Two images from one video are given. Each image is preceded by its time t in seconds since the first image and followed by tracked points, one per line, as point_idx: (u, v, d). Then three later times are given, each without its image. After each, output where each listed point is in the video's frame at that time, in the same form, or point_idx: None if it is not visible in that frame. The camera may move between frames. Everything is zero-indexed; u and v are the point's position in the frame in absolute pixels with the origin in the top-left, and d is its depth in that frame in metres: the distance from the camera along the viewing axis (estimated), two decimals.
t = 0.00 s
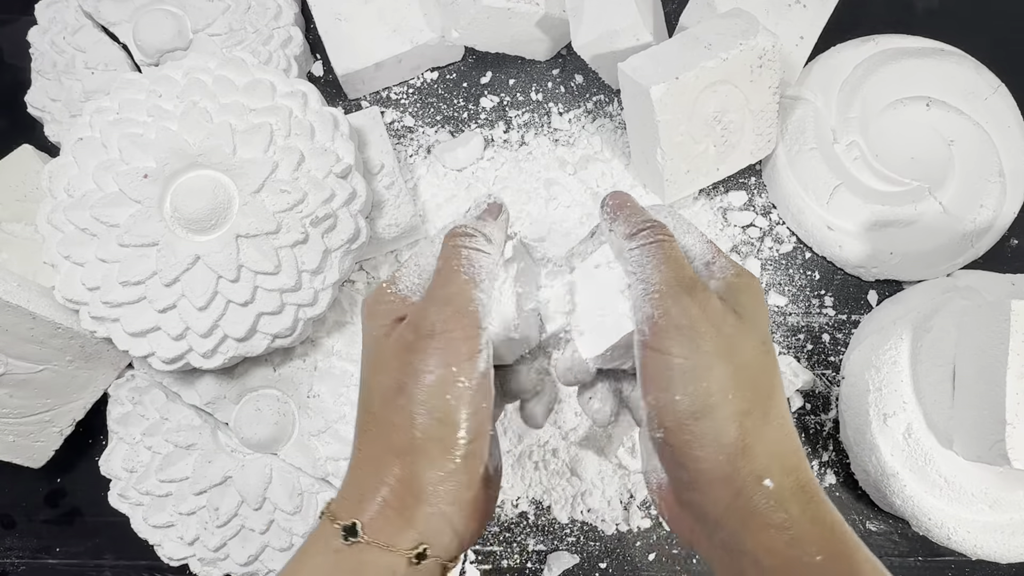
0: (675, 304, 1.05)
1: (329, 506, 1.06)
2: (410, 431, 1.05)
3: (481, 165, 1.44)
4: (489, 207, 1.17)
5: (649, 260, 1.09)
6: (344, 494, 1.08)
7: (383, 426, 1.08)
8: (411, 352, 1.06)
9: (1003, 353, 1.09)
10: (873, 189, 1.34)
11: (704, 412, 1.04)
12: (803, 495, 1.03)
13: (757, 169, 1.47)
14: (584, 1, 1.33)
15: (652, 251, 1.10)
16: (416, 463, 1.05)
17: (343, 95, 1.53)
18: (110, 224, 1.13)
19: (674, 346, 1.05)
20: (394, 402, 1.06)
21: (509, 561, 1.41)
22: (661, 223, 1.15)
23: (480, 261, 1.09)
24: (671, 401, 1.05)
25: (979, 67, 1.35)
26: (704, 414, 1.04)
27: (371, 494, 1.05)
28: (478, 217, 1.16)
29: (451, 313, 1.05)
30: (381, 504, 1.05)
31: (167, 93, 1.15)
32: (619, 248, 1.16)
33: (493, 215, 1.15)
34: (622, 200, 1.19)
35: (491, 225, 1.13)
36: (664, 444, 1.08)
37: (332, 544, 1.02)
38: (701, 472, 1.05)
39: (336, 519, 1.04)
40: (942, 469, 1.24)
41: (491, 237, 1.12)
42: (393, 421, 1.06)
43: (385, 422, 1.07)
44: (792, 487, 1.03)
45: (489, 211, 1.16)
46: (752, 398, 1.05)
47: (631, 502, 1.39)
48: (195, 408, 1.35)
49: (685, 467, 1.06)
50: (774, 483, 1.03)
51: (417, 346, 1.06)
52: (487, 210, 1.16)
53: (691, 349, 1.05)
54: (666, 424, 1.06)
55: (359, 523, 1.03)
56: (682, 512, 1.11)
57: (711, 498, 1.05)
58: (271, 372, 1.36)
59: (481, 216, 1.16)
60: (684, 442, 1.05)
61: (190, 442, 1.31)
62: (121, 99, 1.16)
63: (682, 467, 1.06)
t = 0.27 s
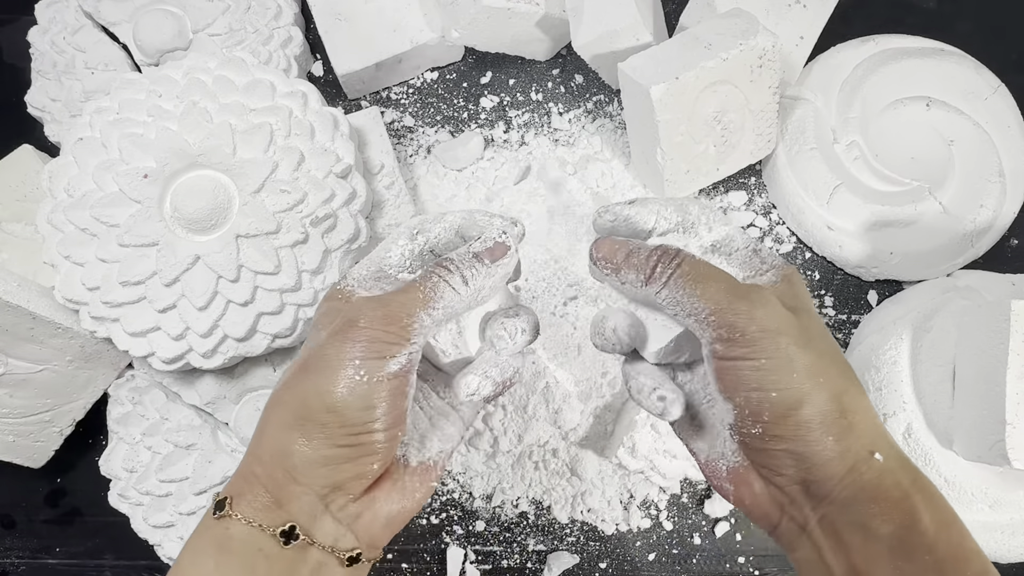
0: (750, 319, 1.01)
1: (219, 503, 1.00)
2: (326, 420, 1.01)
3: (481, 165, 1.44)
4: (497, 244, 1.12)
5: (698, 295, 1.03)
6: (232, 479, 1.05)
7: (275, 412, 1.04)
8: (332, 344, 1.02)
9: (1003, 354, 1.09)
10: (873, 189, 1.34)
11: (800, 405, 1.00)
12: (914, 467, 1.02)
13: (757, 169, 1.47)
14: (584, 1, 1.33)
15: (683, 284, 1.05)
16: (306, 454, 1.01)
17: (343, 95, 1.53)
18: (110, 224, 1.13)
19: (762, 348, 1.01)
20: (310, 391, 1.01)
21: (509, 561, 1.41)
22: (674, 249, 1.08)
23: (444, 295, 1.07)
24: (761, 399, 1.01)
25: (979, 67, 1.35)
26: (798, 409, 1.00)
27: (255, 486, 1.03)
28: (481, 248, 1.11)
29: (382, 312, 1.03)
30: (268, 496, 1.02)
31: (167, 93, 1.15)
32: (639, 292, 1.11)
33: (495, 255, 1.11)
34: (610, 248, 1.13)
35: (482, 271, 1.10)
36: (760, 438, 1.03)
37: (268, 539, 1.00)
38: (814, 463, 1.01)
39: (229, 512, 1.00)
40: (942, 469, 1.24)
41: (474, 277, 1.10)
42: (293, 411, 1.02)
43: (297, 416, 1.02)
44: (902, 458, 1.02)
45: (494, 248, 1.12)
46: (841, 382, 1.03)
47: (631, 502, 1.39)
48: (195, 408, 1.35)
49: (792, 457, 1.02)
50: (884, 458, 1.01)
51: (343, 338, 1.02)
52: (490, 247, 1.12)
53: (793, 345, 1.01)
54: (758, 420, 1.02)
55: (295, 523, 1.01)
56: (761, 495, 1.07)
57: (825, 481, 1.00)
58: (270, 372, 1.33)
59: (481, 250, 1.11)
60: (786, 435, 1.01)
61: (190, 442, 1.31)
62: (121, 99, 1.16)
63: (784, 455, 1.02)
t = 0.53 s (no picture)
0: (709, 317, 1.01)
1: (298, 510, 1.00)
2: (398, 425, 1.00)
3: (481, 165, 1.44)
4: (514, 232, 1.16)
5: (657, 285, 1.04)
6: (297, 484, 1.04)
7: (340, 415, 1.03)
8: (385, 347, 1.02)
9: (1003, 354, 1.09)
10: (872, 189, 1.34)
11: (728, 409, 1.01)
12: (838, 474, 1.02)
13: (757, 169, 1.47)
14: (584, 1, 1.33)
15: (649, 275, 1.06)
16: (377, 458, 1.01)
17: (343, 95, 1.53)
18: (110, 224, 1.13)
19: (704, 348, 1.01)
20: (362, 394, 1.02)
21: (509, 561, 1.41)
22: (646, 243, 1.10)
23: (488, 289, 1.07)
24: (702, 400, 1.02)
25: (979, 67, 1.35)
26: (728, 412, 1.01)
27: (329, 490, 1.02)
28: (502, 236, 1.15)
29: (431, 314, 1.02)
30: (340, 503, 1.02)
31: (168, 93, 1.15)
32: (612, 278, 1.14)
33: (515, 242, 1.14)
34: (596, 223, 1.15)
35: (509, 256, 1.12)
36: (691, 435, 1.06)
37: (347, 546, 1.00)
38: (740, 464, 1.03)
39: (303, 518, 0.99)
40: (942, 469, 1.24)
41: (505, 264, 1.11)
42: (359, 416, 1.01)
43: (357, 423, 1.01)
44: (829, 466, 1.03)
45: (514, 235, 1.15)
46: (776, 388, 1.03)
47: (631, 502, 1.39)
48: (195, 408, 1.35)
49: (722, 456, 1.05)
50: (808, 466, 1.02)
51: (393, 333, 1.02)
52: (510, 235, 1.15)
53: (735, 351, 1.00)
54: (690, 419, 1.04)
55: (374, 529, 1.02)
56: (697, 494, 1.13)
57: (748, 484, 1.03)
58: (271, 372, 1.34)
59: (503, 237, 1.14)
60: (715, 436, 1.03)
61: (190, 442, 1.31)
62: (121, 100, 1.16)
63: (714, 453, 1.05)
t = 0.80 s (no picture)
0: (701, 287, 0.98)
1: (330, 474, 0.98)
2: (415, 387, 0.98)
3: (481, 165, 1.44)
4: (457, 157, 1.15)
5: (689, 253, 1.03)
6: (323, 452, 1.02)
7: (359, 384, 1.01)
8: (377, 311, 1.00)
9: (1003, 354, 1.09)
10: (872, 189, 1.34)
11: (706, 396, 0.94)
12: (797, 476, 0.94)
13: (757, 169, 1.47)
14: (584, 1, 1.33)
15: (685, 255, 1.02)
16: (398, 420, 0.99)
17: (343, 95, 1.53)
18: (110, 224, 1.13)
19: (706, 323, 0.96)
20: (372, 360, 0.99)
21: (509, 561, 1.41)
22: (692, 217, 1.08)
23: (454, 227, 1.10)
24: (681, 387, 0.95)
25: (979, 67, 1.35)
26: (706, 399, 0.94)
27: (359, 454, 1.00)
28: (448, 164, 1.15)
29: (432, 269, 1.04)
30: (370, 467, 0.99)
31: (168, 93, 1.15)
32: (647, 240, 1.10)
33: (461, 168, 1.14)
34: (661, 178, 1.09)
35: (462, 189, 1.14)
36: (672, 425, 0.97)
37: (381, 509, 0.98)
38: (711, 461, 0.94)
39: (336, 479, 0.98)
40: (942, 469, 1.24)
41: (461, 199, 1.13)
42: (378, 381, 0.99)
43: (373, 389, 0.99)
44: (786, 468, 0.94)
45: (458, 161, 1.15)
46: (755, 379, 0.94)
47: (631, 502, 1.39)
48: (195, 408, 1.35)
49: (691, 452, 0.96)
50: (765, 465, 0.93)
51: (393, 297, 1.01)
52: (455, 161, 1.15)
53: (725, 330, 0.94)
54: (668, 403, 0.97)
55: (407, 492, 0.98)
56: (656, 489, 1.03)
57: (704, 483, 0.95)
58: (271, 372, 1.34)
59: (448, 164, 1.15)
60: (686, 425, 0.96)
61: (190, 442, 1.31)
62: (121, 100, 1.16)
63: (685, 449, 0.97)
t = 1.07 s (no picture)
0: (724, 297, 1.11)
1: (243, 475, 1.05)
2: (352, 396, 1.09)
3: (481, 165, 1.44)
4: (488, 216, 1.24)
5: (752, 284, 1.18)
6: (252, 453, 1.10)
7: (310, 381, 1.10)
8: (354, 312, 1.11)
9: (1003, 354, 1.09)
10: (873, 189, 1.34)
11: (774, 390, 1.08)
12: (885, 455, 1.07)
13: (757, 169, 1.47)
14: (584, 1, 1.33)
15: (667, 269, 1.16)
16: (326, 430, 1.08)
17: (343, 94, 1.53)
18: (110, 224, 1.13)
19: (745, 331, 1.10)
20: (324, 363, 1.10)
21: (509, 561, 1.41)
22: (658, 240, 1.21)
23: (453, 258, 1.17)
24: (750, 382, 1.09)
25: (979, 67, 1.35)
26: (777, 392, 1.08)
27: (277, 460, 1.08)
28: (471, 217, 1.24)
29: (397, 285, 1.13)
30: (278, 467, 1.08)
31: (168, 93, 1.15)
32: (625, 272, 1.22)
33: (489, 227, 1.22)
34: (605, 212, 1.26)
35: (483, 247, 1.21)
36: (739, 423, 1.11)
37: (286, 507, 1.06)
38: (788, 447, 1.08)
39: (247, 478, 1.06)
40: (942, 469, 1.23)
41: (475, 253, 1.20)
42: (318, 377, 1.10)
43: (315, 391, 1.09)
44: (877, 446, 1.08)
45: (487, 220, 1.23)
46: (816, 370, 1.10)
47: (631, 502, 1.39)
48: (195, 408, 1.35)
49: (773, 443, 1.09)
50: (858, 444, 1.07)
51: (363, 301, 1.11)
52: (484, 220, 1.23)
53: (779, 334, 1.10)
54: (739, 403, 1.10)
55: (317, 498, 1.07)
56: (740, 485, 1.14)
57: (800, 467, 1.07)
58: (271, 372, 1.32)
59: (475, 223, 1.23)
60: (770, 423, 1.08)
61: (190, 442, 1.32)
62: (121, 100, 1.16)
63: (766, 441, 1.09)
